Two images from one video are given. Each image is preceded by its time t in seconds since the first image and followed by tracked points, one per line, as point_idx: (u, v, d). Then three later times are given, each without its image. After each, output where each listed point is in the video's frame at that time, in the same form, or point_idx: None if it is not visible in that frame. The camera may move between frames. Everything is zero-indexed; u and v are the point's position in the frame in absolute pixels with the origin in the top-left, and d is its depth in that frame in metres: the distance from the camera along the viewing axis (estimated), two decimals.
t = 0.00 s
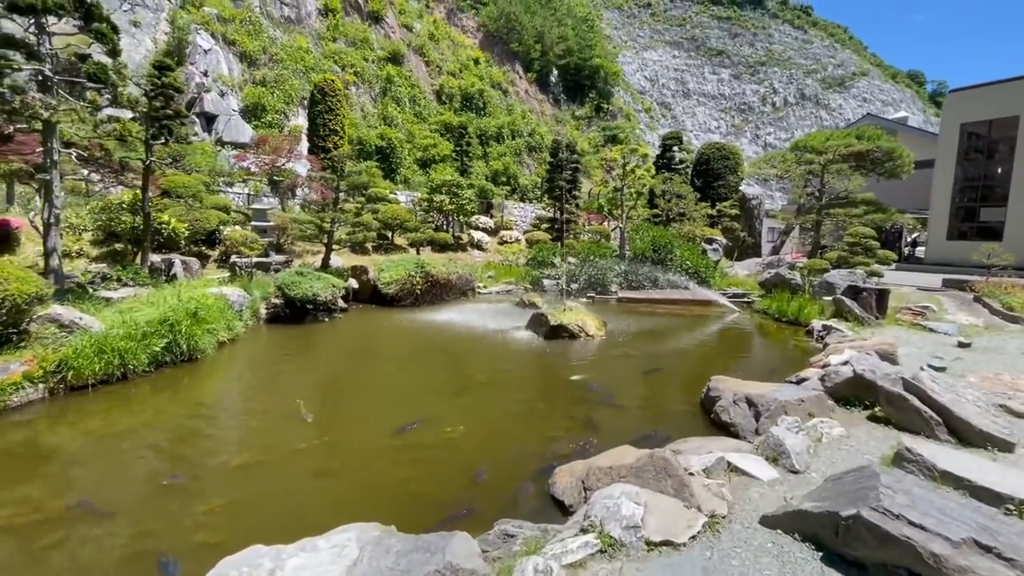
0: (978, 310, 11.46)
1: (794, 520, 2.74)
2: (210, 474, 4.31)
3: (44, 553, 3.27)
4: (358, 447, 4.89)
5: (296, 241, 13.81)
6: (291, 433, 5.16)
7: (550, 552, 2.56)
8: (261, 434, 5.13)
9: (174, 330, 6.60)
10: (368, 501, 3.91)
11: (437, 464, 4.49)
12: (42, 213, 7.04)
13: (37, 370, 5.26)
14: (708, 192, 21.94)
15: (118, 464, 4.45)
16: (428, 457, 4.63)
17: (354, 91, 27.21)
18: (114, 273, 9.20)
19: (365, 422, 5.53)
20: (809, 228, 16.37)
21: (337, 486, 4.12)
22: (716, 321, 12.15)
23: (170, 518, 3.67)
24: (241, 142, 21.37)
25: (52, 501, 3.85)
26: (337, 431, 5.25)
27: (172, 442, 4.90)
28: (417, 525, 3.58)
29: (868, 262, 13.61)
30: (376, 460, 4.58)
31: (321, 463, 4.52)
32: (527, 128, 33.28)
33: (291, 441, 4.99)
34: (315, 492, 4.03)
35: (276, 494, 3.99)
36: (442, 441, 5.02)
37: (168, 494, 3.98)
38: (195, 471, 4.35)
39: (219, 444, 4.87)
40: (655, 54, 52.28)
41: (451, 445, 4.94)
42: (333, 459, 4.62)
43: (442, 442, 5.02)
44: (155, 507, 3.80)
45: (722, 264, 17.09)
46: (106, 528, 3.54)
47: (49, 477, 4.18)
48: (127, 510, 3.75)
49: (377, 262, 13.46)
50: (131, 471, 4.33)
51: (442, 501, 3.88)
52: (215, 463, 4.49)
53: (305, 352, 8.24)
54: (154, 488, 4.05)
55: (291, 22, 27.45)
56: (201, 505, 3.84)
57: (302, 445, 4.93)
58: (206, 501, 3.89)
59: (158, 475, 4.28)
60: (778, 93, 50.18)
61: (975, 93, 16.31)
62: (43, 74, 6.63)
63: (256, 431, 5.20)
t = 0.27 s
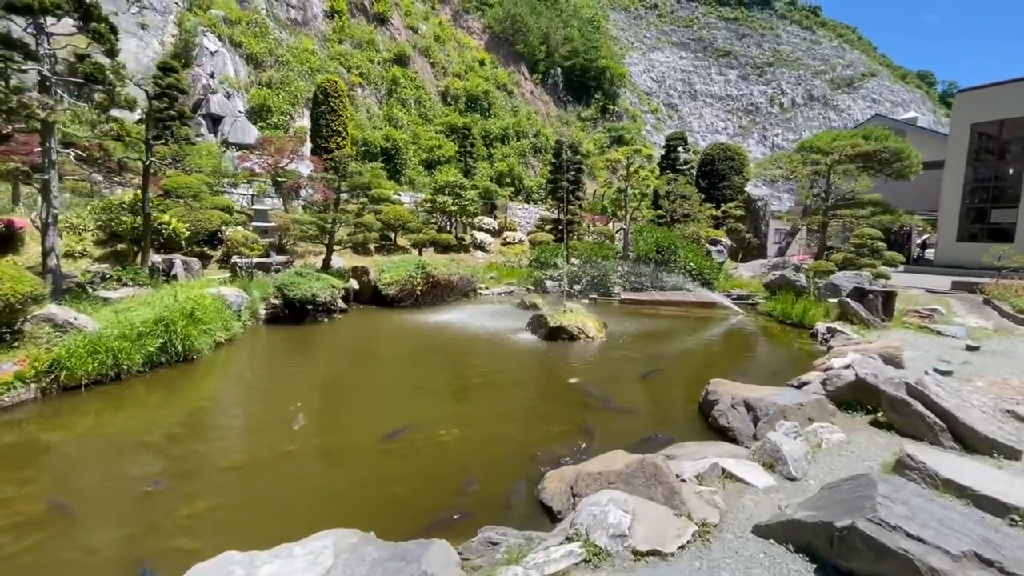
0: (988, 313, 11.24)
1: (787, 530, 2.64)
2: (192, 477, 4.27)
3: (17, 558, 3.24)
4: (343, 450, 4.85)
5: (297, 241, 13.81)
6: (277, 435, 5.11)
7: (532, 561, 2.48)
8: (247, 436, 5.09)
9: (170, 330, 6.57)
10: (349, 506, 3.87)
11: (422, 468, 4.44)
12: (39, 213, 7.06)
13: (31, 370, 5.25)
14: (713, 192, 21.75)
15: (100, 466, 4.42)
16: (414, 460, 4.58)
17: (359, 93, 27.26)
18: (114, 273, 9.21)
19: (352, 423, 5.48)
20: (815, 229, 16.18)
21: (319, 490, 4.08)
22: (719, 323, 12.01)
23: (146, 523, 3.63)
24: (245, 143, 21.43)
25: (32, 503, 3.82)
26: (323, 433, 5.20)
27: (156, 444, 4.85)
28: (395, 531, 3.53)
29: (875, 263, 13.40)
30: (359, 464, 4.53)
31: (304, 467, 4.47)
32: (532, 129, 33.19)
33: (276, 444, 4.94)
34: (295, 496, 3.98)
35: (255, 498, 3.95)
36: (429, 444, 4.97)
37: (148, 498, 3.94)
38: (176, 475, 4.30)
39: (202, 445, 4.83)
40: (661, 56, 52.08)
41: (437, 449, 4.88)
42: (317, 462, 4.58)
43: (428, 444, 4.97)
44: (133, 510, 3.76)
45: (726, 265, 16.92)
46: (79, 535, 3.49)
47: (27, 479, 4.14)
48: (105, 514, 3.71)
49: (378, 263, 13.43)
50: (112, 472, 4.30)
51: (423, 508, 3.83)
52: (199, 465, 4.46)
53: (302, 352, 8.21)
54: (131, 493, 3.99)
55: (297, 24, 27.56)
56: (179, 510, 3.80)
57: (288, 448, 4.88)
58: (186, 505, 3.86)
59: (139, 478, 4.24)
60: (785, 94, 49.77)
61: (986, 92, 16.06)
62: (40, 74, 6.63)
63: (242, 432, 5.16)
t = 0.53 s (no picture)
0: (995, 313, 11.06)
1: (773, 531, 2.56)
2: (173, 477, 4.24)
3: None
4: (328, 450, 4.80)
5: (297, 241, 13.81)
6: (262, 435, 5.07)
7: (508, 562, 2.42)
8: (232, 435, 5.04)
9: (161, 327, 6.56)
10: (328, 508, 3.81)
11: (405, 469, 4.38)
12: (35, 210, 7.07)
13: (20, 367, 5.27)
14: (716, 192, 21.61)
15: (80, 464, 4.38)
16: (398, 461, 4.52)
17: (363, 93, 27.30)
18: (112, 273, 9.22)
19: (339, 423, 5.43)
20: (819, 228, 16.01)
21: (299, 491, 4.03)
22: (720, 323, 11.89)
23: (121, 523, 3.59)
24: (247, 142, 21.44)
25: (10, 501, 3.80)
26: (310, 433, 5.16)
27: (139, 443, 4.82)
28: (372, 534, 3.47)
29: (878, 263, 13.24)
30: (343, 465, 4.48)
31: (287, 468, 4.42)
32: (536, 129, 33.08)
33: (261, 443, 4.89)
34: (274, 498, 3.94)
35: (233, 500, 3.90)
36: (414, 444, 4.91)
37: (126, 498, 3.90)
38: (156, 475, 4.26)
39: (186, 444, 4.80)
40: (667, 56, 51.87)
41: (423, 449, 4.82)
42: (300, 463, 4.53)
43: (414, 445, 4.90)
44: (109, 509, 3.72)
45: (729, 265, 16.78)
46: (52, 535, 3.46)
47: (5, 477, 4.11)
48: (81, 514, 3.68)
49: (377, 262, 13.41)
50: (93, 471, 4.27)
51: (402, 510, 3.77)
52: (181, 464, 4.42)
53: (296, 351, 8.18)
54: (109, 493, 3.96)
55: (302, 25, 27.63)
56: (156, 510, 3.76)
57: (272, 447, 4.84)
58: (162, 506, 3.82)
59: (119, 477, 4.21)
60: (792, 94, 49.39)
61: (993, 90, 15.84)
62: (35, 71, 6.64)
63: (227, 431, 5.12)
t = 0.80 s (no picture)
0: (999, 311, 10.86)
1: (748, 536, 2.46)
2: (144, 481, 4.23)
3: None
4: (304, 452, 4.78)
5: (295, 241, 13.80)
6: (239, 438, 5.05)
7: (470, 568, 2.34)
8: (209, 438, 5.03)
9: (147, 327, 6.53)
10: (296, 512, 3.79)
11: (378, 473, 4.37)
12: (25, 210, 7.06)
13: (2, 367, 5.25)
14: (717, 190, 21.45)
15: (52, 466, 4.36)
16: (372, 465, 4.50)
17: (365, 94, 27.30)
18: (106, 272, 9.22)
19: (318, 423, 5.41)
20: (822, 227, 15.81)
21: (269, 496, 4.01)
22: (719, 322, 11.76)
23: (86, 528, 3.57)
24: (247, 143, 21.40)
25: None
26: (287, 435, 5.13)
27: (116, 444, 4.80)
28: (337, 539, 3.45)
29: (879, 261, 13.07)
30: (317, 468, 4.46)
31: (259, 472, 4.40)
32: (539, 129, 32.92)
33: (237, 447, 4.87)
34: (243, 503, 3.91)
35: (201, 505, 3.88)
36: (391, 446, 4.88)
37: (95, 504, 3.86)
38: (128, 479, 4.24)
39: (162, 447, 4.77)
40: (670, 55, 51.65)
41: (399, 451, 4.80)
42: (274, 466, 4.51)
43: (390, 447, 4.88)
44: (77, 516, 3.68)
45: (730, 264, 16.62)
46: (15, 539, 3.44)
47: None
48: (47, 518, 3.65)
49: (374, 262, 13.36)
50: (64, 473, 4.25)
51: (370, 514, 3.75)
52: (154, 468, 4.39)
53: (285, 350, 8.12)
54: (79, 496, 3.95)
55: (304, 26, 27.66)
56: (123, 515, 3.74)
57: (247, 450, 4.82)
58: (130, 510, 3.81)
59: (90, 480, 4.19)
60: (797, 93, 48.96)
61: (999, 87, 15.61)
62: (22, 71, 6.61)
63: (204, 433, 5.11)
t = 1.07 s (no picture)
0: (1008, 311, 10.64)
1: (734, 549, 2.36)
2: (125, 487, 4.17)
3: None
4: (289, 457, 4.71)
5: (295, 242, 13.78)
6: (223, 442, 4.98)
7: None
8: (196, 442, 4.97)
9: (140, 330, 6.50)
10: (274, 521, 3.72)
11: (360, 479, 4.30)
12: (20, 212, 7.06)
13: None
14: (720, 189, 21.26)
15: (30, 473, 4.29)
16: (355, 471, 4.43)
17: (368, 95, 27.29)
18: (104, 275, 9.23)
19: (304, 426, 5.34)
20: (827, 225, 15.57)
21: (248, 504, 3.94)
22: (721, 323, 11.62)
23: (59, 539, 3.50)
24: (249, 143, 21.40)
25: None
26: (272, 439, 5.06)
27: (97, 449, 4.73)
28: (313, 549, 3.38)
29: (885, 260, 12.86)
30: (299, 474, 4.39)
31: (240, 478, 4.33)
32: (543, 129, 32.78)
33: (219, 451, 4.79)
34: (221, 511, 3.84)
35: (179, 513, 3.81)
36: (375, 451, 4.81)
37: (74, 511, 3.80)
38: (106, 485, 4.17)
39: (148, 452, 4.72)
40: (675, 53, 51.37)
41: (383, 456, 4.72)
42: (256, 472, 4.44)
43: (375, 452, 4.81)
44: (55, 525, 3.62)
45: (733, 263, 16.46)
46: None
47: None
48: (25, 528, 3.59)
49: (373, 263, 13.32)
50: (45, 480, 4.20)
51: (349, 522, 3.68)
52: (138, 475, 4.34)
53: (278, 351, 8.07)
54: (55, 504, 3.88)
55: (308, 27, 27.70)
56: (98, 524, 3.67)
57: (229, 454, 4.74)
58: (106, 518, 3.74)
59: (67, 487, 4.12)
60: (803, 90, 48.46)
61: (1007, 82, 15.33)
62: (15, 73, 6.61)
63: (188, 437, 5.04)
